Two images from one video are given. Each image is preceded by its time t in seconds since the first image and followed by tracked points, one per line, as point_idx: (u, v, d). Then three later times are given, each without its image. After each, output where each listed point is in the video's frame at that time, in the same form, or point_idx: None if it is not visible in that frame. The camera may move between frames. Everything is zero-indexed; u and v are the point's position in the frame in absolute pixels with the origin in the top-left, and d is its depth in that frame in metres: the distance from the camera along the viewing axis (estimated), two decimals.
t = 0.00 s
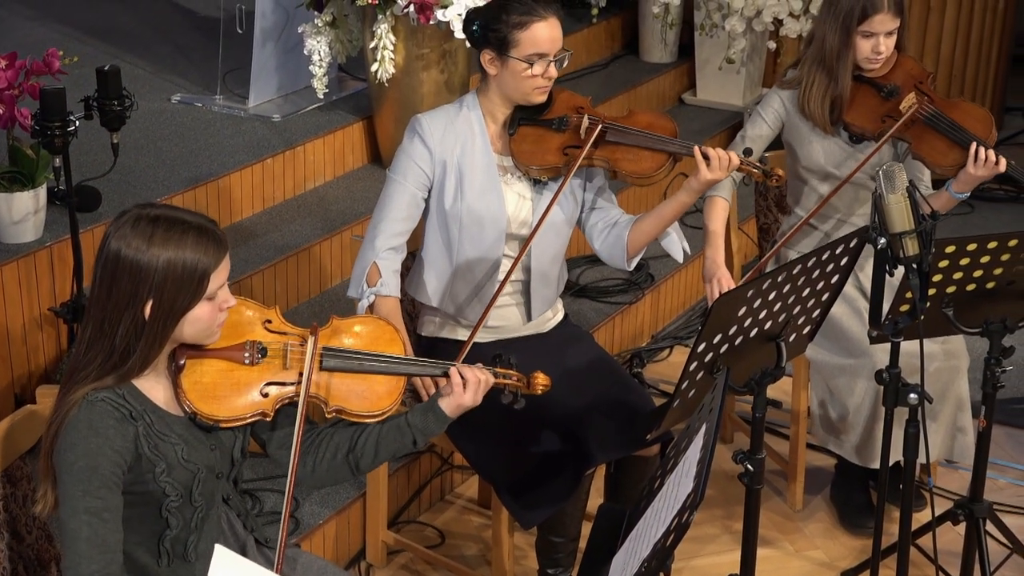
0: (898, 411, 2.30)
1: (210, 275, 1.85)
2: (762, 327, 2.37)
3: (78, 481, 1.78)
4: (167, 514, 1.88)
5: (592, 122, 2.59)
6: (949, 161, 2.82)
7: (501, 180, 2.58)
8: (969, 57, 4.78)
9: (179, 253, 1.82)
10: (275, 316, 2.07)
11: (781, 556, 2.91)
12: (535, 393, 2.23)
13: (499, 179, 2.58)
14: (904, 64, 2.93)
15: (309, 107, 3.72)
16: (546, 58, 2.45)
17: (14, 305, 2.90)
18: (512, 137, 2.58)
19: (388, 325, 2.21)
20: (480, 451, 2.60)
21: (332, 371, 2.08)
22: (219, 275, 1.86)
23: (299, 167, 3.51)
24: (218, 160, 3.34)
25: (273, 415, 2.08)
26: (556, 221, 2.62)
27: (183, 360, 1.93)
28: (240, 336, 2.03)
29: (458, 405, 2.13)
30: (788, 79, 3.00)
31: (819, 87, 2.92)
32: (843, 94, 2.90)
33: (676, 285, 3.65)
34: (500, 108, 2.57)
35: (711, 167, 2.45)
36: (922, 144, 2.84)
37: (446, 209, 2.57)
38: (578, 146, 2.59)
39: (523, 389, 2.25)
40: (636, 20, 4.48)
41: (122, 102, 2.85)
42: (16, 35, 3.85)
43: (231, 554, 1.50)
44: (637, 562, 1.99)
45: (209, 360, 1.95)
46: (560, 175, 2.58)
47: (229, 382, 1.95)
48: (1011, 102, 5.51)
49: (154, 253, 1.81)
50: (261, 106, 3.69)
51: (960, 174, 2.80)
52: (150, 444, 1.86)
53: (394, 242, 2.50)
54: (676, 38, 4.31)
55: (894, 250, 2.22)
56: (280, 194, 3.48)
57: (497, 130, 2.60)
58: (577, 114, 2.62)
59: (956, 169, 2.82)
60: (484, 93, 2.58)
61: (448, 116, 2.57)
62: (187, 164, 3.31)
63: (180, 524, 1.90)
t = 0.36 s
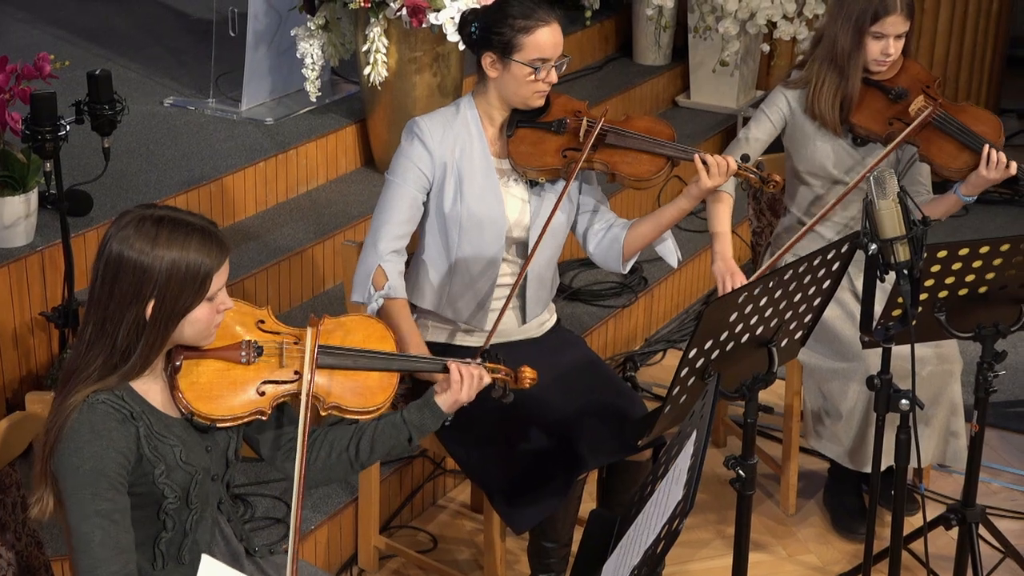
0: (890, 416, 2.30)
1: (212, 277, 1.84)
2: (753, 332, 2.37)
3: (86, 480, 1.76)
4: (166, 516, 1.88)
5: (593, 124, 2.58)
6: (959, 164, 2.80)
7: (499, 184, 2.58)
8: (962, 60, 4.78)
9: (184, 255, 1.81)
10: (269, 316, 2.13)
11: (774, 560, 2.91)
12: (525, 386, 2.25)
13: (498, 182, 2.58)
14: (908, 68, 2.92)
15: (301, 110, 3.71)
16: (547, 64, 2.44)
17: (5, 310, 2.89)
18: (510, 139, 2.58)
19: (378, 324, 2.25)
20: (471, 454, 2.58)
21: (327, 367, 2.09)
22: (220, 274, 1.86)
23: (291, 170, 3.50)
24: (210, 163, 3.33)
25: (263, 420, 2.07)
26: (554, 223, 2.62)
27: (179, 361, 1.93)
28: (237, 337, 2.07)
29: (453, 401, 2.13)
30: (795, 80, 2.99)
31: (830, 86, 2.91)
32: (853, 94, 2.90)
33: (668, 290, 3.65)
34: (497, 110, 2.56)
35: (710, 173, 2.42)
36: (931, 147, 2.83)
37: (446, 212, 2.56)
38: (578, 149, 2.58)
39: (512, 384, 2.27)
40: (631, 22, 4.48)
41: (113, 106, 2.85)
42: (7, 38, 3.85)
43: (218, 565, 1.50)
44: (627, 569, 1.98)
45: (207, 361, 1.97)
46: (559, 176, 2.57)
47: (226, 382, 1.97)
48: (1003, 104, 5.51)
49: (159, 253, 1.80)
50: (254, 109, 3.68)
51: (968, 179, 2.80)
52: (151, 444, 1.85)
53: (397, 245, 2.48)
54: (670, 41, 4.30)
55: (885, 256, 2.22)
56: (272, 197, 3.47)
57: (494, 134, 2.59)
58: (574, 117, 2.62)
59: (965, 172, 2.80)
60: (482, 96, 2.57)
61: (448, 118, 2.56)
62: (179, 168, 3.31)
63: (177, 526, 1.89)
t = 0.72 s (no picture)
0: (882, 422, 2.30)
1: (217, 282, 1.85)
2: (744, 337, 2.36)
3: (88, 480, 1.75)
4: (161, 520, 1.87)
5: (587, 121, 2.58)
6: (965, 161, 2.79)
7: (497, 186, 2.56)
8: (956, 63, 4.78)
9: (190, 259, 1.82)
10: (263, 320, 2.12)
11: (766, 564, 2.90)
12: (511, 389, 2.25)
13: (495, 183, 2.56)
14: (904, 70, 2.95)
15: (294, 112, 3.71)
16: (541, 62, 2.45)
17: None
18: (502, 139, 2.56)
19: (372, 330, 2.24)
20: (464, 459, 2.58)
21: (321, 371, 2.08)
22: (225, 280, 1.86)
23: (284, 173, 3.50)
24: (202, 166, 3.32)
25: (253, 427, 2.07)
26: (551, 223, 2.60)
27: (176, 365, 1.93)
28: (232, 342, 2.06)
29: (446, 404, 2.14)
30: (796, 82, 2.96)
31: (832, 87, 2.89)
32: (855, 96, 2.89)
33: (662, 292, 3.65)
34: (489, 111, 2.55)
35: (707, 162, 2.44)
36: (936, 146, 2.82)
37: (447, 214, 2.52)
38: (574, 146, 2.59)
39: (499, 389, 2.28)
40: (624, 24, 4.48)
41: (104, 110, 2.84)
42: None
43: None
44: None
45: (204, 365, 1.97)
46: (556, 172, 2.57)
47: (222, 386, 1.96)
48: (996, 106, 5.52)
49: (164, 259, 1.81)
50: (246, 112, 3.68)
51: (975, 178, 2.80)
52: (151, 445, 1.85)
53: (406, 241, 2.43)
54: (663, 43, 4.32)
55: (875, 261, 2.22)
56: (265, 201, 3.46)
57: (486, 136, 2.57)
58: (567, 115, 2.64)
59: (971, 169, 2.78)
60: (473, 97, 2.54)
61: (443, 120, 2.53)
62: (171, 171, 3.30)
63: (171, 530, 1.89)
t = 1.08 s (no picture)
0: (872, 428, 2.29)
1: (211, 293, 1.84)
2: (735, 343, 2.35)
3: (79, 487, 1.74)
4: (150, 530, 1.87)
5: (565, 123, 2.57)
6: (946, 162, 2.80)
7: (480, 190, 2.55)
8: (949, 65, 4.78)
9: (184, 270, 1.81)
10: (252, 330, 2.10)
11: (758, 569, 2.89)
12: (498, 400, 2.26)
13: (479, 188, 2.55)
14: (888, 73, 2.95)
15: (285, 115, 3.70)
16: (517, 64, 2.44)
17: None
18: (484, 144, 2.56)
19: (361, 340, 2.23)
20: (454, 465, 2.58)
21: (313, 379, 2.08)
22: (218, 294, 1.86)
23: (276, 176, 3.49)
24: (192, 170, 3.31)
25: (242, 435, 2.06)
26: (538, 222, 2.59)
27: (165, 373, 1.90)
28: (221, 350, 2.04)
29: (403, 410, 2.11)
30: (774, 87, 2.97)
31: (812, 92, 2.90)
32: (835, 100, 2.90)
33: (654, 295, 3.65)
34: (468, 116, 2.54)
35: (690, 160, 2.42)
36: (917, 147, 2.84)
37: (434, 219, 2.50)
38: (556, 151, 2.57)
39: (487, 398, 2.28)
40: (617, 26, 4.48)
41: (93, 114, 2.83)
42: None
43: None
44: None
45: (193, 373, 1.94)
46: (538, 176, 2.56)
47: (212, 394, 1.94)
48: (992, 107, 5.51)
49: (158, 269, 1.80)
50: (238, 115, 3.67)
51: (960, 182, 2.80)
52: (140, 453, 1.84)
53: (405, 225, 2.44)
54: (656, 45, 4.31)
55: (865, 268, 2.21)
56: (255, 204, 3.45)
57: (467, 141, 2.56)
58: (547, 118, 2.64)
59: (952, 170, 2.80)
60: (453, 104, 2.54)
61: (420, 125, 2.52)
62: (161, 174, 3.29)
63: (161, 539, 1.89)
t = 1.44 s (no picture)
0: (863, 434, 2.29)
1: (198, 304, 1.83)
2: (725, 348, 2.35)
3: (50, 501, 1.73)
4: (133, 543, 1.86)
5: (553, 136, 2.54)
6: (930, 166, 2.81)
7: (463, 198, 2.55)
8: (942, 67, 4.78)
9: (171, 280, 1.81)
10: (244, 341, 2.11)
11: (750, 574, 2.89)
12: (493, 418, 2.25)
13: (462, 196, 2.55)
14: (875, 76, 2.93)
15: (277, 119, 3.70)
16: (502, 76, 2.43)
17: None
18: (470, 151, 2.56)
19: (355, 354, 2.23)
20: (444, 471, 2.58)
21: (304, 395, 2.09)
22: (206, 304, 1.85)
23: (266, 180, 3.48)
24: (182, 174, 3.30)
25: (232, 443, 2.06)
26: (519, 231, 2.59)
27: (154, 384, 1.92)
28: (212, 361, 2.05)
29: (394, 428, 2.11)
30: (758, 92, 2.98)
31: (795, 97, 2.91)
32: (819, 105, 2.90)
33: (647, 298, 3.64)
34: (455, 124, 2.56)
35: (674, 177, 2.40)
36: (901, 151, 2.84)
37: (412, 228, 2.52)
38: (541, 160, 2.55)
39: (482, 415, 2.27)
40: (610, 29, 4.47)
41: (82, 119, 2.82)
42: None
43: None
44: None
45: (182, 385, 1.95)
46: (522, 186, 2.55)
47: (199, 406, 1.95)
48: (985, 108, 5.52)
49: (146, 279, 1.79)
50: (229, 118, 3.66)
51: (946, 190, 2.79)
52: (121, 464, 1.83)
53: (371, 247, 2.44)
54: (649, 47, 4.31)
55: (856, 273, 2.21)
56: (247, 208, 3.44)
57: (454, 147, 2.57)
58: (533, 126, 2.61)
59: (936, 174, 2.80)
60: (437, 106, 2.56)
61: (405, 132, 2.53)
62: (152, 178, 3.28)
63: (145, 551, 1.87)
